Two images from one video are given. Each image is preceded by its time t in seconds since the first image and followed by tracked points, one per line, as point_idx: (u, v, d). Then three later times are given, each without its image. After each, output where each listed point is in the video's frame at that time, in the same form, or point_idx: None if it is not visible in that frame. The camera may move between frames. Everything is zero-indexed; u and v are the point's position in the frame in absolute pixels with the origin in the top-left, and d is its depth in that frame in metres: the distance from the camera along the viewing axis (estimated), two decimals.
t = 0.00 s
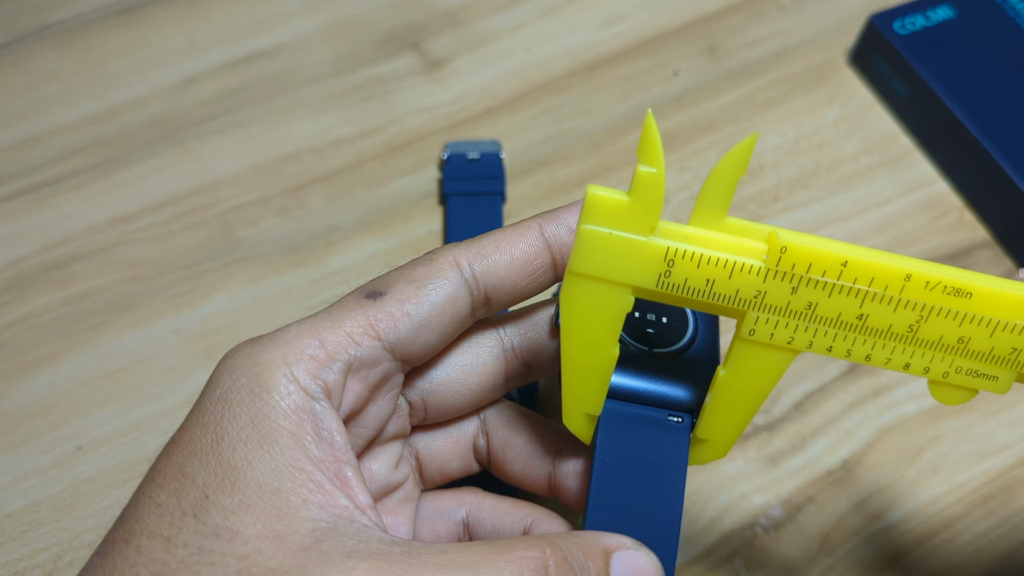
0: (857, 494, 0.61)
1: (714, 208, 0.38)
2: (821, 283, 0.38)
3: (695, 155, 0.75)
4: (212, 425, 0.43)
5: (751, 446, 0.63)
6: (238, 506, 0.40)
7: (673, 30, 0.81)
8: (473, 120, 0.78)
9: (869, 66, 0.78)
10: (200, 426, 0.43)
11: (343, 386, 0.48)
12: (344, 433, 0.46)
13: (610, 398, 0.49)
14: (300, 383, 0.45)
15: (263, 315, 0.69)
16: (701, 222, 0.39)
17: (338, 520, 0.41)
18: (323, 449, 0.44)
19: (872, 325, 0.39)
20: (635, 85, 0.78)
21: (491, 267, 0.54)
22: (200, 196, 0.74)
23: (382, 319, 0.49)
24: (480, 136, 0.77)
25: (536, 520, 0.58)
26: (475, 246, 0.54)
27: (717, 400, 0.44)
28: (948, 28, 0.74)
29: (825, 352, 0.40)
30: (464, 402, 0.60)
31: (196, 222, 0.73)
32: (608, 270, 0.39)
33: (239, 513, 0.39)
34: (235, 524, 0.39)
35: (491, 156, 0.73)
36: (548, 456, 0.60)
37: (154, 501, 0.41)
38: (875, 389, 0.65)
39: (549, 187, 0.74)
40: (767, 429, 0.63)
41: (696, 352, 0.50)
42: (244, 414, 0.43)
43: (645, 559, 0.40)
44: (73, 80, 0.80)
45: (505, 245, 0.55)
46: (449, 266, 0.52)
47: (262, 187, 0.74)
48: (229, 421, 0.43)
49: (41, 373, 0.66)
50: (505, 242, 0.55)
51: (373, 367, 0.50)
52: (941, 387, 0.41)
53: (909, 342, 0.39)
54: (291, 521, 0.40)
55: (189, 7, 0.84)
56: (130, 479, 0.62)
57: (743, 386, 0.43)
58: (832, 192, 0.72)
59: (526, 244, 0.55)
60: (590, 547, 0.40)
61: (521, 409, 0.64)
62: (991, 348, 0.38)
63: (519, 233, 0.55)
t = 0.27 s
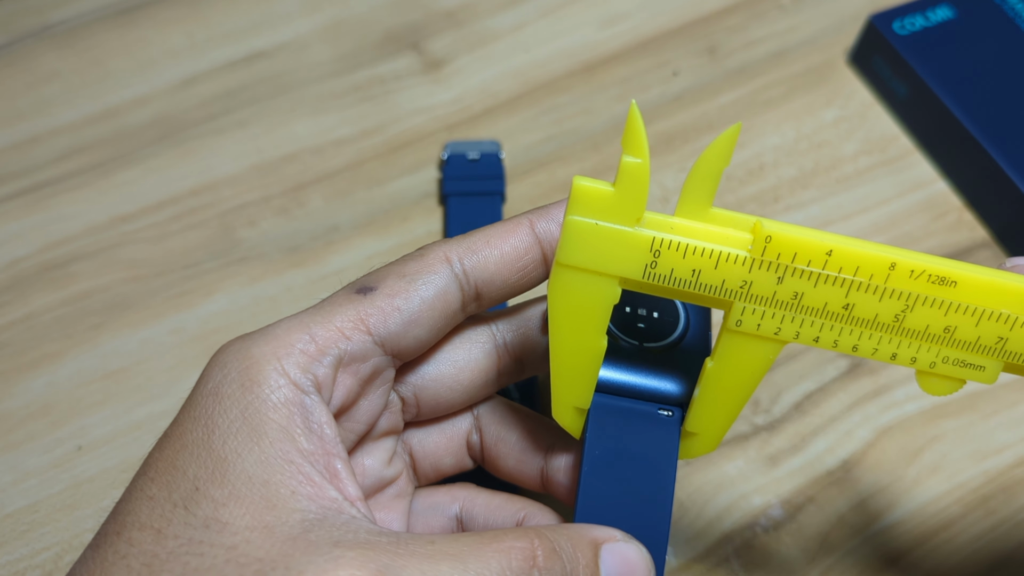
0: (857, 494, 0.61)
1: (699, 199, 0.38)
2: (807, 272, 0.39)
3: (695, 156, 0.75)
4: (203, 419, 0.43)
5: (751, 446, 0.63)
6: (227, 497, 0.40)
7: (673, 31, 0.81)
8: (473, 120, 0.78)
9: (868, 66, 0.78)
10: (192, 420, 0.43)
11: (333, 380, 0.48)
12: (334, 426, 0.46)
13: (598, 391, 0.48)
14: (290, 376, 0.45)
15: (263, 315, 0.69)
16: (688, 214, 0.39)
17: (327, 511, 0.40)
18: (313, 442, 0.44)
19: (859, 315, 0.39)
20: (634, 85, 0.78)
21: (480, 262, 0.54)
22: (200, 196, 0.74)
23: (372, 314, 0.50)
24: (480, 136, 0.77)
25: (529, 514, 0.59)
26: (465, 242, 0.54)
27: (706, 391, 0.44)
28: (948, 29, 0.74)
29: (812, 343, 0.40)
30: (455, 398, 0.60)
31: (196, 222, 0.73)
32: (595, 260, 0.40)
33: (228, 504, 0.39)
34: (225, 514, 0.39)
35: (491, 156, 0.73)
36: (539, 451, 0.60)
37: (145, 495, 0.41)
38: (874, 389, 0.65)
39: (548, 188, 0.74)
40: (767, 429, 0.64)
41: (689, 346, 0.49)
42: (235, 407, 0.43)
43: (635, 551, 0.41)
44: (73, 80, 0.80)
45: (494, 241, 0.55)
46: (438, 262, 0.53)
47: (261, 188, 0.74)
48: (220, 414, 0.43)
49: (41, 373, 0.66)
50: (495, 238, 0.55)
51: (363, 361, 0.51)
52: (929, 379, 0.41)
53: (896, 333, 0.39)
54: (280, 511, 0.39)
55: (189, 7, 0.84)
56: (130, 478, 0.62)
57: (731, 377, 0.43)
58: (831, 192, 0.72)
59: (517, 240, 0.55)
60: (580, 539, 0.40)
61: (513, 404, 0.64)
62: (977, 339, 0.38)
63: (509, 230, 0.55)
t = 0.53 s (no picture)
0: (857, 495, 0.61)
1: (694, 192, 0.39)
2: (802, 266, 0.39)
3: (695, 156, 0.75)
4: (199, 416, 0.43)
5: (751, 446, 0.63)
6: (223, 494, 0.40)
7: (673, 31, 0.81)
8: (473, 120, 0.78)
9: (869, 66, 0.78)
10: (188, 418, 0.43)
11: (329, 377, 0.49)
12: (330, 423, 0.46)
13: (595, 389, 0.48)
14: (286, 374, 0.45)
15: (263, 315, 0.69)
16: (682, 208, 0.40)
17: (322, 508, 0.40)
18: (309, 439, 0.44)
19: (856, 308, 0.39)
20: (635, 85, 0.78)
21: (477, 259, 0.54)
22: (200, 196, 0.74)
23: (368, 312, 0.50)
24: (480, 136, 0.77)
25: (526, 511, 0.58)
26: (461, 240, 0.55)
27: (703, 386, 0.44)
28: (948, 29, 0.74)
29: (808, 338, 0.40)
30: (453, 396, 0.60)
31: (196, 222, 0.73)
32: (590, 255, 0.40)
33: (223, 501, 0.39)
34: (220, 511, 0.39)
35: (491, 156, 0.73)
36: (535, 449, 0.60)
37: (140, 492, 0.41)
38: (874, 389, 0.65)
39: (548, 188, 0.74)
40: (767, 429, 0.64)
41: (687, 341, 0.49)
42: (230, 404, 0.43)
43: (632, 548, 0.41)
44: (73, 80, 0.80)
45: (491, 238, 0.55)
46: (435, 259, 0.53)
47: (262, 188, 0.74)
48: (216, 411, 0.43)
49: (42, 373, 0.66)
50: (491, 235, 0.55)
51: (359, 358, 0.51)
52: (926, 372, 0.41)
53: (893, 326, 0.39)
54: (275, 508, 0.39)
55: (189, 7, 0.84)
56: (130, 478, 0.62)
57: (727, 373, 0.43)
58: (832, 192, 0.72)
59: (514, 238, 0.55)
60: (576, 535, 0.40)
61: (510, 402, 0.64)
62: (974, 331, 0.39)
63: (506, 227, 0.55)
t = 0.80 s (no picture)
0: (857, 495, 0.61)
1: (691, 188, 0.39)
2: (799, 262, 0.39)
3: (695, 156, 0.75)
4: (195, 413, 0.43)
5: (751, 446, 0.63)
6: (218, 490, 0.40)
7: (673, 31, 0.81)
8: (473, 120, 0.78)
9: (869, 66, 0.78)
10: (183, 414, 0.43)
11: (326, 373, 0.49)
12: (326, 420, 0.46)
13: (592, 386, 0.48)
14: (282, 370, 0.45)
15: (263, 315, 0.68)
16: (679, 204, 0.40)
17: (317, 505, 0.40)
18: (305, 435, 0.44)
19: (853, 306, 0.39)
20: (635, 85, 0.78)
21: (474, 255, 0.54)
22: (200, 196, 0.74)
23: (365, 308, 0.50)
24: (480, 136, 0.77)
25: (524, 508, 0.58)
26: (458, 236, 0.55)
27: (699, 383, 0.44)
28: (948, 29, 0.74)
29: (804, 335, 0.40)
30: (451, 393, 0.60)
31: (196, 222, 0.73)
32: (587, 251, 0.40)
33: (219, 498, 0.39)
34: (215, 508, 0.39)
35: (491, 156, 0.73)
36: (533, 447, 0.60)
37: (135, 489, 0.41)
38: (874, 389, 0.65)
39: (548, 187, 0.74)
40: (767, 429, 0.64)
41: (685, 338, 0.49)
42: (226, 401, 0.43)
43: (628, 546, 0.41)
44: (73, 79, 0.80)
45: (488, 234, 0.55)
46: (432, 256, 0.53)
47: (262, 188, 0.74)
48: (211, 408, 0.43)
49: (41, 373, 0.66)
50: (489, 231, 0.55)
51: (356, 355, 0.51)
52: (923, 369, 0.41)
53: (890, 324, 0.39)
54: (270, 505, 0.39)
55: (188, 7, 0.84)
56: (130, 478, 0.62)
57: (724, 370, 0.43)
58: (832, 192, 0.72)
59: (511, 234, 0.55)
60: (572, 532, 0.40)
61: (507, 400, 0.64)
62: (971, 329, 0.39)
63: (503, 223, 0.55)
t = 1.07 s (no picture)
0: (857, 494, 0.61)
1: (686, 185, 0.39)
2: (796, 259, 0.39)
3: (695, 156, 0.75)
4: (191, 412, 0.43)
5: (751, 446, 0.63)
6: (215, 489, 0.40)
7: (673, 31, 0.81)
8: (473, 120, 0.78)
9: (869, 66, 0.78)
10: (180, 413, 0.43)
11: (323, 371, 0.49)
12: (323, 418, 0.46)
13: (588, 384, 0.47)
14: (279, 369, 0.45)
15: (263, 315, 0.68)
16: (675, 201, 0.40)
17: (314, 504, 0.40)
18: (302, 434, 0.44)
19: (850, 303, 0.39)
20: (634, 85, 0.78)
21: (472, 254, 0.54)
22: (200, 196, 0.74)
23: (363, 307, 0.50)
24: (480, 136, 0.77)
25: (521, 507, 0.58)
26: (456, 235, 0.54)
27: (695, 381, 0.44)
28: (948, 29, 0.74)
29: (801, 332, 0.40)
30: (449, 392, 0.60)
31: (195, 222, 0.73)
32: (583, 249, 0.40)
33: (215, 497, 0.39)
34: (211, 507, 0.39)
35: (491, 156, 0.73)
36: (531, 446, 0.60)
37: (132, 487, 0.41)
38: (874, 389, 0.65)
39: (549, 187, 0.74)
40: (767, 429, 0.64)
41: (683, 336, 0.49)
42: (222, 399, 0.43)
43: (625, 544, 0.41)
44: (73, 80, 0.80)
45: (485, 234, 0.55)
46: (429, 256, 0.53)
47: (261, 187, 0.74)
48: (208, 407, 0.43)
49: (41, 373, 0.66)
50: (486, 231, 0.55)
51: (353, 353, 0.51)
52: (920, 367, 0.41)
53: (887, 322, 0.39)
54: (266, 504, 0.39)
55: (188, 7, 0.84)
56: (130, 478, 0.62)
57: (721, 368, 0.43)
58: (832, 192, 0.72)
59: (509, 232, 0.55)
60: (570, 531, 0.40)
61: (505, 399, 0.64)
62: (969, 327, 0.39)
63: (501, 222, 0.55)
